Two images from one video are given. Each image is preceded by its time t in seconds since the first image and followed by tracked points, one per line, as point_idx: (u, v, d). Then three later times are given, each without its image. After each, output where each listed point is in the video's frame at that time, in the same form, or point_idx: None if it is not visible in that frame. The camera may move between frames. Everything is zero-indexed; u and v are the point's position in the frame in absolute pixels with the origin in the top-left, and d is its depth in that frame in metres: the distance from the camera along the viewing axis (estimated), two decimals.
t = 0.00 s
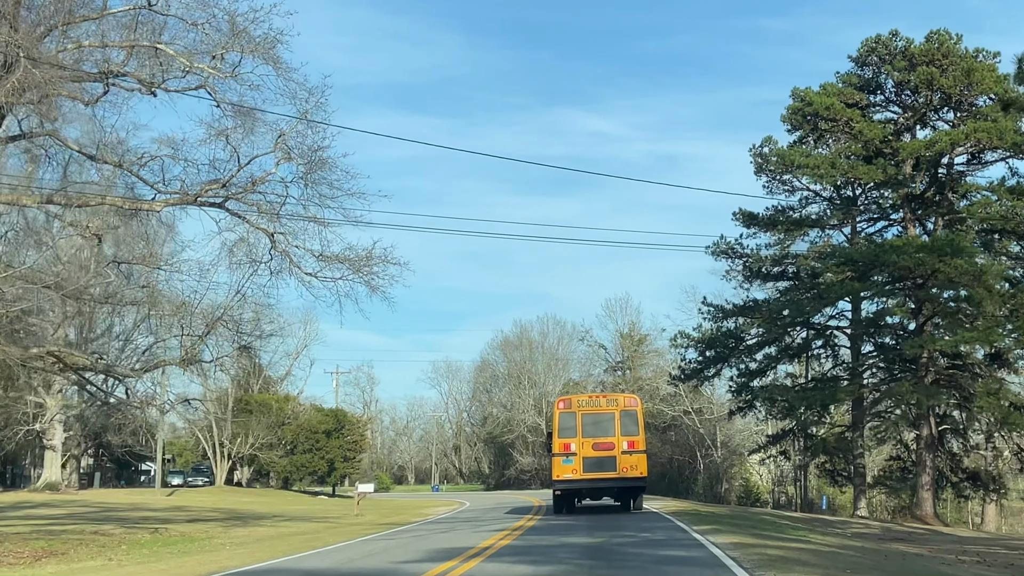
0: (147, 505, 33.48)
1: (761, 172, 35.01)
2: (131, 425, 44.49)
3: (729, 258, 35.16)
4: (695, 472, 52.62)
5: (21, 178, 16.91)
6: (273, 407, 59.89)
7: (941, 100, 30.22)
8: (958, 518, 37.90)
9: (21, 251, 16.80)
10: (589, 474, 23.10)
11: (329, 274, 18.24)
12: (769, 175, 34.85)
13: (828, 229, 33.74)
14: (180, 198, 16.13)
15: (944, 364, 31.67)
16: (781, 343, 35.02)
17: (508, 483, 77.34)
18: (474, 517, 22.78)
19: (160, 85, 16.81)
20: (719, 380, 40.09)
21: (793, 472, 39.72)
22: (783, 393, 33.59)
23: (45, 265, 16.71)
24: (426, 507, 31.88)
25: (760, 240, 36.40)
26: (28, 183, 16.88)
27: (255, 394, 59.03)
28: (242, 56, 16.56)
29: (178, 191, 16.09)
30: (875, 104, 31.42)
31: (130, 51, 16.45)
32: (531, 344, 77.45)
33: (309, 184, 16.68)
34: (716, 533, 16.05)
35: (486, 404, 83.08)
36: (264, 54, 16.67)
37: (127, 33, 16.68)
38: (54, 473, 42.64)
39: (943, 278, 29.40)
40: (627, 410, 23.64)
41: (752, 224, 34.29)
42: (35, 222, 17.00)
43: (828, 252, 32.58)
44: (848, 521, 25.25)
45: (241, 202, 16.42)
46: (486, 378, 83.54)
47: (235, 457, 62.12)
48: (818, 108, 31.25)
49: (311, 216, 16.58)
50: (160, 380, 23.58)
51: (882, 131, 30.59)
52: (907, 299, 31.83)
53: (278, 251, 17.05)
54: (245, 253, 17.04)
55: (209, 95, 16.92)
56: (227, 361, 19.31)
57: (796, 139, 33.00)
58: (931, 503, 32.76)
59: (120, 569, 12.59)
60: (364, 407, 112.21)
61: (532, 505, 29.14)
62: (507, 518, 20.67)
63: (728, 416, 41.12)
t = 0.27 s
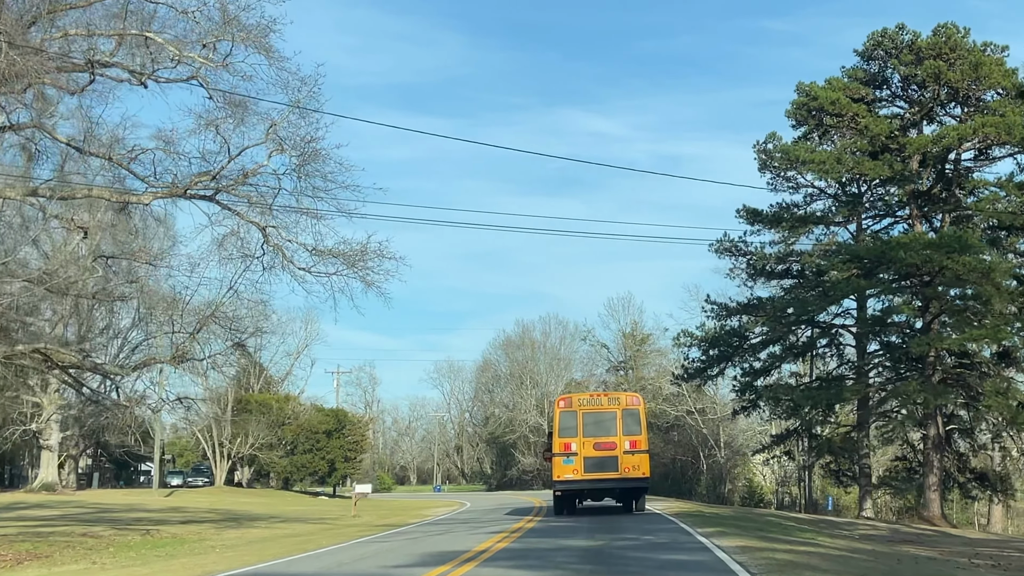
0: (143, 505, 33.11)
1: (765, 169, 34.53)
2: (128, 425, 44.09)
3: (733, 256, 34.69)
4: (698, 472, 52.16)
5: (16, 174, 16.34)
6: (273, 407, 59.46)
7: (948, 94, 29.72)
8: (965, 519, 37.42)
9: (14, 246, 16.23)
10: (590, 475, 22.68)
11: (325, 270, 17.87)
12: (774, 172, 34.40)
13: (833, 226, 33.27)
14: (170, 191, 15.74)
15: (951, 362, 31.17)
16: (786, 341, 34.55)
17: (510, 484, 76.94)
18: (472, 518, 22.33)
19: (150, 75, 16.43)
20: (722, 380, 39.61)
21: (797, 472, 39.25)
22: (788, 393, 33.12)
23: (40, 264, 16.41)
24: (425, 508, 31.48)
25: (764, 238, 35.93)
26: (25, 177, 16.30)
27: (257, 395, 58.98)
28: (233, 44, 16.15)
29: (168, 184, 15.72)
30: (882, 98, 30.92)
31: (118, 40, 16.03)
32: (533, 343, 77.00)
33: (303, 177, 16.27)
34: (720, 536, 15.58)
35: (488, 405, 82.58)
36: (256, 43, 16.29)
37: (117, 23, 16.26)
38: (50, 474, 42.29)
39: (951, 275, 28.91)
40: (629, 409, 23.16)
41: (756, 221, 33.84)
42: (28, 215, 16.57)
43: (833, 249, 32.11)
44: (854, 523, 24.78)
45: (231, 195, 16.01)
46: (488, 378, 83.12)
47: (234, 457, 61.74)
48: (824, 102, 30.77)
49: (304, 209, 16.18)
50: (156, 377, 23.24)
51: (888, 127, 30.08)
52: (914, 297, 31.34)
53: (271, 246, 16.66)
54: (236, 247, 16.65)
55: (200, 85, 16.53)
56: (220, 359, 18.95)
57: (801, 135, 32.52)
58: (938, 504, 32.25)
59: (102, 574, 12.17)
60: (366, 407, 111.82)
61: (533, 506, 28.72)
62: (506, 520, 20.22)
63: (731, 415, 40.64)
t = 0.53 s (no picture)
0: (138, 506, 32.69)
1: (769, 166, 34.07)
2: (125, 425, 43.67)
3: (736, 254, 34.23)
4: (700, 472, 51.69)
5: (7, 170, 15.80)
6: (272, 407, 59.37)
7: (955, 89, 29.25)
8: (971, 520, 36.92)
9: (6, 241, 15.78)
10: (590, 476, 22.26)
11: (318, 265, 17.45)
12: (777, 169, 33.95)
13: (837, 223, 32.80)
14: (159, 184, 15.36)
15: (957, 361, 30.69)
16: (790, 340, 34.09)
17: (511, 484, 76.49)
18: (470, 520, 21.85)
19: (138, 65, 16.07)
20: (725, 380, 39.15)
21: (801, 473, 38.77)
22: (792, 392, 32.65)
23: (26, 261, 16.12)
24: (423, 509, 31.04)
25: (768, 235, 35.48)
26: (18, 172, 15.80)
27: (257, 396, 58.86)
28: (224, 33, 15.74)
29: (156, 176, 15.35)
30: (887, 93, 30.48)
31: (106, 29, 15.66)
32: (535, 343, 76.54)
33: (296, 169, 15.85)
34: (725, 538, 15.14)
35: (490, 405, 82.10)
36: (247, 32, 15.89)
37: (105, 11, 15.86)
38: (46, 474, 41.87)
39: (958, 272, 28.43)
40: (631, 409, 22.72)
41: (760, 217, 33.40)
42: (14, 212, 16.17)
43: (838, 247, 31.66)
44: (861, 524, 24.30)
45: (221, 188, 15.60)
46: (489, 378, 82.65)
47: (233, 457, 61.30)
48: (828, 97, 30.32)
49: (296, 202, 15.77)
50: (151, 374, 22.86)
51: (894, 122, 29.60)
52: (920, 294, 30.86)
53: (262, 240, 16.27)
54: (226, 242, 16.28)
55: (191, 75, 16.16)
56: (212, 357, 18.61)
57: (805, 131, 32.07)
58: (945, 505, 31.74)
59: None
60: (367, 407, 111.38)
61: (533, 507, 28.27)
62: (504, 521, 19.76)
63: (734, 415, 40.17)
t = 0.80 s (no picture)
0: (132, 508, 32.26)
1: (773, 163, 33.63)
2: (121, 425, 43.35)
3: (740, 252, 33.78)
4: (703, 473, 51.32)
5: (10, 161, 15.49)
6: (271, 407, 59.04)
7: (962, 85, 28.81)
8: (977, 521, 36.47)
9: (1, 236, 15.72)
10: (591, 476, 21.85)
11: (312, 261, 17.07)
12: (781, 166, 33.52)
13: (842, 221, 32.36)
14: (148, 176, 14.97)
15: (964, 360, 30.23)
16: (794, 339, 33.66)
17: (513, 485, 76.08)
18: (468, 521, 21.45)
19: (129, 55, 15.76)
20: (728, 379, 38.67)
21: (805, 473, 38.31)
22: (796, 391, 32.19)
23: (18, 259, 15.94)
24: (422, 510, 30.64)
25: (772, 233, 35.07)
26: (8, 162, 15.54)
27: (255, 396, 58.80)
28: (216, 22, 15.36)
29: (146, 167, 15.02)
30: (893, 89, 30.04)
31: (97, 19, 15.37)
32: (536, 343, 76.14)
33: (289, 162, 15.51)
34: (730, 540, 14.72)
35: (491, 405, 81.69)
36: (240, 20, 15.52)
37: None
38: (42, 474, 41.61)
39: (966, 269, 27.96)
40: (632, 408, 22.32)
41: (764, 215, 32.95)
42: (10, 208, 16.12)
43: (843, 245, 31.22)
44: (868, 527, 23.86)
45: (212, 180, 15.20)
46: (490, 378, 82.25)
47: (232, 458, 60.99)
48: (833, 92, 29.88)
49: (289, 195, 15.40)
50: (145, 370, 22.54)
51: (900, 118, 29.12)
52: (926, 293, 30.39)
53: (255, 234, 15.94)
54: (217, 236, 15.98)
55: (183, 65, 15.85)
56: (205, 356, 18.40)
57: (810, 126, 31.62)
58: (951, 506, 31.26)
59: None
60: (368, 407, 110.99)
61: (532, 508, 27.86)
62: (503, 523, 19.37)
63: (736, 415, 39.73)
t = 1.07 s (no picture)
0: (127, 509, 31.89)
1: (775, 160, 33.23)
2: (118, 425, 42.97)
3: (741, 251, 33.40)
4: (705, 474, 50.97)
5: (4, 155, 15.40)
6: (270, 407, 58.65)
7: (968, 81, 28.39)
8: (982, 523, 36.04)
9: None
10: (591, 478, 21.47)
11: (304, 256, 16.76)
12: (784, 163, 33.12)
13: (846, 219, 31.97)
14: (136, 168, 14.60)
15: (970, 360, 29.82)
16: (797, 339, 33.26)
17: (513, 486, 75.69)
18: (466, 523, 21.06)
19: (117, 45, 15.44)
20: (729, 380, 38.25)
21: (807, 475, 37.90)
22: (799, 391, 31.78)
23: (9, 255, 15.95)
24: (419, 512, 30.24)
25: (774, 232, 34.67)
26: None
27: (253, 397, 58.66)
28: (205, 11, 14.99)
29: (134, 159, 14.65)
30: (897, 85, 29.64)
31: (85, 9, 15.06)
32: (537, 343, 75.75)
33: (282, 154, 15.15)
34: (733, 544, 14.30)
35: (492, 405, 81.27)
36: (230, 10, 15.15)
37: None
38: (37, 474, 41.28)
39: (971, 267, 27.54)
40: (633, 407, 21.93)
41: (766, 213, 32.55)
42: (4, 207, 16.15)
43: (846, 243, 30.82)
44: (873, 530, 23.44)
45: (202, 174, 14.83)
46: (490, 378, 81.88)
47: (230, 458, 60.61)
48: (837, 88, 29.49)
49: (280, 188, 15.05)
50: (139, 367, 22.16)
51: (905, 114, 28.69)
52: (931, 292, 29.99)
53: (246, 228, 15.58)
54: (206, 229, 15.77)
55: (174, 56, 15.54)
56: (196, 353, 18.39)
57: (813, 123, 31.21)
58: (956, 508, 30.83)
59: None
60: (368, 408, 110.59)
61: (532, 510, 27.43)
62: (501, 525, 18.99)
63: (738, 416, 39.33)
